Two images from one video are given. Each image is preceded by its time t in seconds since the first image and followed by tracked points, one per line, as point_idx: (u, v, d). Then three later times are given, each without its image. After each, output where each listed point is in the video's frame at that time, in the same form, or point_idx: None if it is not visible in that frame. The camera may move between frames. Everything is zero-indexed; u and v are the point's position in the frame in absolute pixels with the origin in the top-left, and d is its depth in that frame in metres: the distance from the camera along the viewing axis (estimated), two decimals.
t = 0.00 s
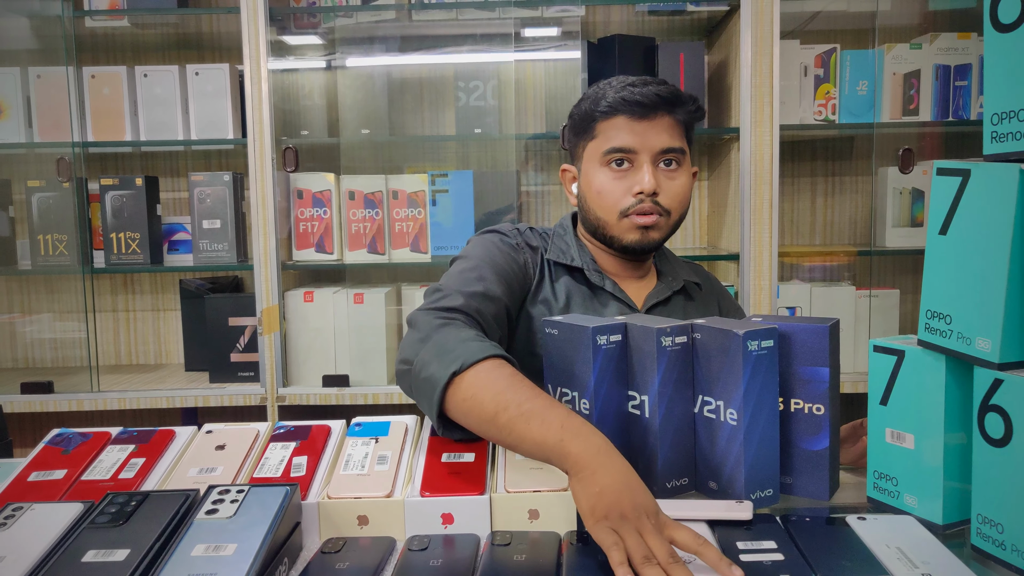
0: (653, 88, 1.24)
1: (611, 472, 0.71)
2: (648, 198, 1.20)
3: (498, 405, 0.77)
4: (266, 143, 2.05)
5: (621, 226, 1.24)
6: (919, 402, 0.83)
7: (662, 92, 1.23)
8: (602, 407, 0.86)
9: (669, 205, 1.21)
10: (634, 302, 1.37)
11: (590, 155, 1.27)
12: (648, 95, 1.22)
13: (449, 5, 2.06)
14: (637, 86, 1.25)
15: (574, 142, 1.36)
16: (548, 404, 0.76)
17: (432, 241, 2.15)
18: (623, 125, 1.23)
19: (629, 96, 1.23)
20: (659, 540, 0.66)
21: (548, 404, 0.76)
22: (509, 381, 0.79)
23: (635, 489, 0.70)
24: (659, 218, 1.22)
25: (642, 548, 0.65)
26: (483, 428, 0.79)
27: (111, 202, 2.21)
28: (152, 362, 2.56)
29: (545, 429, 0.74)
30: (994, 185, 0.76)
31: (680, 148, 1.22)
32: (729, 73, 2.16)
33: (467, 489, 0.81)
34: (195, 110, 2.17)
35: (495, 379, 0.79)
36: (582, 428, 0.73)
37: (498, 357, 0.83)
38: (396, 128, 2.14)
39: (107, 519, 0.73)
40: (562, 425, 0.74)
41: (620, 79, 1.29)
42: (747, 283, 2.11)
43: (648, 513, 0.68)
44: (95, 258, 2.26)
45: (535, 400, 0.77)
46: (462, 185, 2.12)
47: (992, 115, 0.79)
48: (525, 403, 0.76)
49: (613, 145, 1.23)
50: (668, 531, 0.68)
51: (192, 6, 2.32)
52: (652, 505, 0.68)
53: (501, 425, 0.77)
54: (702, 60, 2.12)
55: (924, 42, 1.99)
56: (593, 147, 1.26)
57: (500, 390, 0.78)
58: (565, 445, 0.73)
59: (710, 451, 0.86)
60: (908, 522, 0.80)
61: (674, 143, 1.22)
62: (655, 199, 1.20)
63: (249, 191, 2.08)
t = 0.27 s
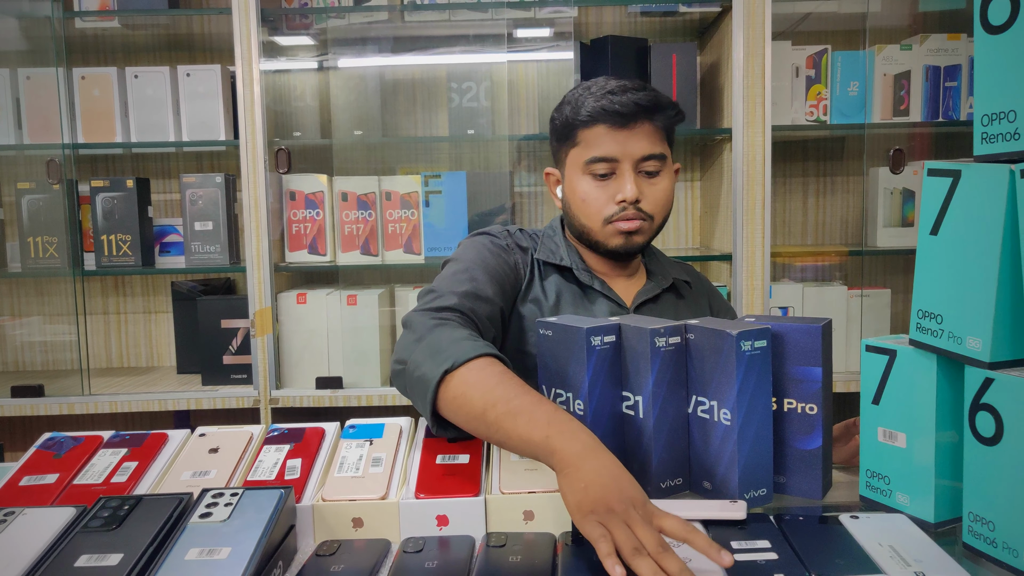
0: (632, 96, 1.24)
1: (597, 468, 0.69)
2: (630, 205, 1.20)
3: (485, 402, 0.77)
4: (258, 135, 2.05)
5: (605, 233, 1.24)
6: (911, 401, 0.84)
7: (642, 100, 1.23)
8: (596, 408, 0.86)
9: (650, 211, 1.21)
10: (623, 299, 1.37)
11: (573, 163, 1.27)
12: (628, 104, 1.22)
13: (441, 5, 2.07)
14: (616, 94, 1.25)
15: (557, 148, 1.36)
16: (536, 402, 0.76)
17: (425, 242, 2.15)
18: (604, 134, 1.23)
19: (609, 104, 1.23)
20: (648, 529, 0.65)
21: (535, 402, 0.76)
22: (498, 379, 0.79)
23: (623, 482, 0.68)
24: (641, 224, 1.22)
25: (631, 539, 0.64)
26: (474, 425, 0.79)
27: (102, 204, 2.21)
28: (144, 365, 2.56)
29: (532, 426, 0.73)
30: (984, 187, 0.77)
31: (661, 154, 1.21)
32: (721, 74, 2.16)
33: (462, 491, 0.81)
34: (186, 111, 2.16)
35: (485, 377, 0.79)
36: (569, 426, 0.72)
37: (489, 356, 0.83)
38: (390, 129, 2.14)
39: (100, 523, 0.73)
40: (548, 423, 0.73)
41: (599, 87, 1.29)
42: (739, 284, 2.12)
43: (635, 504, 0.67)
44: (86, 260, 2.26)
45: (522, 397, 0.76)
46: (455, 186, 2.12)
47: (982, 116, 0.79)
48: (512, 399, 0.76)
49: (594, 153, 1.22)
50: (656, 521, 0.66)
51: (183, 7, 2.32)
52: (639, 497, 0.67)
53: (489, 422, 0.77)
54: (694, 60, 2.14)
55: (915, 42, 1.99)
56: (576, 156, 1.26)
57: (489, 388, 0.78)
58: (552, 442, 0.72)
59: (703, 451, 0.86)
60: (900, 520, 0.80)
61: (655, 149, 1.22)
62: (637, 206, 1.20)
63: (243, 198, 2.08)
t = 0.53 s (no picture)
0: (613, 92, 1.25)
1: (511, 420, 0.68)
2: (613, 199, 1.21)
3: (426, 373, 0.77)
4: (248, 138, 2.04)
5: (590, 228, 1.24)
6: (901, 400, 0.84)
7: (622, 95, 1.25)
8: (588, 407, 0.86)
9: (634, 205, 1.21)
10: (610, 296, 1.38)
11: (557, 162, 1.28)
12: (609, 99, 1.24)
13: (432, 4, 2.07)
14: (598, 90, 1.27)
15: (541, 148, 1.36)
16: (470, 366, 0.75)
17: (416, 241, 2.15)
18: (587, 130, 1.24)
19: (590, 100, 1.24)
20: (555, 479, 0.63)
21: (469, 367, 0.75)
22: (444, 351, 0.79)
23: (538, 431, 0.66)
24: (625, 218, 1.22)
25: (534, 488, 0.63)
26: (421, 396, 0.78)
27: (90, 204, 2.20)
28: (134, 365, 2.55)
29: (458, 387, 0.73)
30: (973, 185, 0.77)
31: (643, 148, 1.23)
32: (712, 73, 2.17)
33: (453, 490, 0.81)
34: (176, 110, 2.16)
35: (433, 350, 0.79)
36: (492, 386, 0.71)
37: (441, 331, 0.83)
38: (380, 128, 2.14)
39: (89, 525, 0.73)
40: (475, 384, 0.72)
41: (581, 84, 1.29)
42: (730, 283, 2.12)
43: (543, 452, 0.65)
44: (74, 260, 2.24)
45: (458, 363, 0.76)
46: (446, 186, 2.12)
47: (970, 116, 0.79)
48: (449, 365, 0.76)
49: (577, 149, 1.24)
50: (568, 471, 0.64)
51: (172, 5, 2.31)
52: (550, 445, 0.65)
53: (429, 389, 0.76)
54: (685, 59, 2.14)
55: (904, 42, 2.00)
56: (560, 153, 1.27)
57: (433, 359, 0.78)
58: (474, 402, 0.71)
59: (695, 450, 0.86)
60: (891, 518, 0.80)
61: (637, 144, 1.24)
62: (620, 199, 1.21)
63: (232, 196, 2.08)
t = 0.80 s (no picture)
0: (634, 93, 1.24)
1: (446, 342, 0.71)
2: (620, 198, 1.22)
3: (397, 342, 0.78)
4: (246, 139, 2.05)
5: (592, 225, 1.25)
6: (898, 401, 0.84)
7: (644, 98, 1.23)
8: (584, 407, 0.86)
9: (640, 208, 1.23)
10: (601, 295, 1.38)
11: (566, 156, 1.28)
12: (630, 98, 1.22)
13: (429, 4, 2.07)
14: (619, 89, 1.25)
15: (550, 139, 1.36)
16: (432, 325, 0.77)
17: (412, 240, 2.13)
18: (602, 126, 1.23)
19: (611, 99, 1.22)
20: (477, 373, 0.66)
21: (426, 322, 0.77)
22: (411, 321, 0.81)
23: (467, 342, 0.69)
24: (629, 219, 1.23)
25: (463, 381, 0.66)
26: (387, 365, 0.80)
27: (87, 202, 2.19)
28: (130, 363, 2.54)
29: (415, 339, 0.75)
30: (972, 186, 0.77)
31: (655, 153, 1.24)
32: (709, 73, 2.17)
33: (449, 490, 0.80)
34: (173, 109, 2.16)
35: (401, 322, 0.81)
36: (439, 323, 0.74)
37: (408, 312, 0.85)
38: (377, 127, 2.13)
39: (85, 522, 0.73)
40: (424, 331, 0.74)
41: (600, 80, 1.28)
42: (727, 283, 2.12)
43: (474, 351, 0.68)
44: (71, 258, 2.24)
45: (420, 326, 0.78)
46: (443, 186, 2.10)
47: (969, 117, 0.79)
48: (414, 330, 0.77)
49: (589, 145, 1.24)
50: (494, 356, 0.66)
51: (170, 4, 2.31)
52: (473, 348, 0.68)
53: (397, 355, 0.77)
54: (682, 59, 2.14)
55: (902, 43, 1.99)
56: (571, 147, 1.27)
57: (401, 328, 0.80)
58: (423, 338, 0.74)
59: (691, 451, 0.86)
60: (887, 520, 0.80)
61: (650, 148, 1.24)
62: (627, 200, 1.22)
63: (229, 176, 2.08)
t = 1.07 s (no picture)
0: (641, 111, 1.21)
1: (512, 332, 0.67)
2: (620, 218, 1.20)
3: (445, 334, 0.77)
4: (243, 147, 2.06)
5: (591, 240, 1.24)
6: (896, 402, 0.84)
7: (650, 117, 1.20)
8: (581, 407, 0.86)
9: (639, 226, 1.21)
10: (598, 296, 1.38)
11: (568, 166, 1.25)
12: (636, 118, 1.19)
13: (427, 3, 2.07)
14: (625, 104, 1.22)
15: (554, 143, 1.33)
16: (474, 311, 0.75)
17: (410, 240, 2.13)
18: (606, 142, 1.21)
19: (616, 116, 1.20)
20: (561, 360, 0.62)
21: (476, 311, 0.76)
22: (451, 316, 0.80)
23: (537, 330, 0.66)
24: (628, 237, 1.22)
25: (548, 370, 0.62)
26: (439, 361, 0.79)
27: (85, 201, 2.19)
28: (128, 363, 2.54)
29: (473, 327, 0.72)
30: (972, 187, 0.77)
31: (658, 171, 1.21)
32: (707, 72, 2.17)
33: (445, 490, 0.80)
34: (171, 108, 2.16)
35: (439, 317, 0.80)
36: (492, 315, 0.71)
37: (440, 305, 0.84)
38: (375, 126, 2.13)
39: (81, 522, 0.73)
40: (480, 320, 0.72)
41: (608, 92, 1.25)
42: (725, 283, 2.12)
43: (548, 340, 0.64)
44: (69, 257, 2.24)
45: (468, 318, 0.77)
46: (441, 186, 2.10)
47: (968, 116, 0.79)
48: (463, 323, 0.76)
49: (592, 159, 1.21)
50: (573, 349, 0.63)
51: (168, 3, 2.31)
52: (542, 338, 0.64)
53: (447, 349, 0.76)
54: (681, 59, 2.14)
55: (900, 43, 2.01)
56: (573, 158, 1.24)
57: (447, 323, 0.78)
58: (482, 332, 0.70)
59: (688, 451, 0.86)
60: (885, 520, 0.80)
61: (653, 166, 1.21)
62: (627, 220, 1.20)
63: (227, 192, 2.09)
